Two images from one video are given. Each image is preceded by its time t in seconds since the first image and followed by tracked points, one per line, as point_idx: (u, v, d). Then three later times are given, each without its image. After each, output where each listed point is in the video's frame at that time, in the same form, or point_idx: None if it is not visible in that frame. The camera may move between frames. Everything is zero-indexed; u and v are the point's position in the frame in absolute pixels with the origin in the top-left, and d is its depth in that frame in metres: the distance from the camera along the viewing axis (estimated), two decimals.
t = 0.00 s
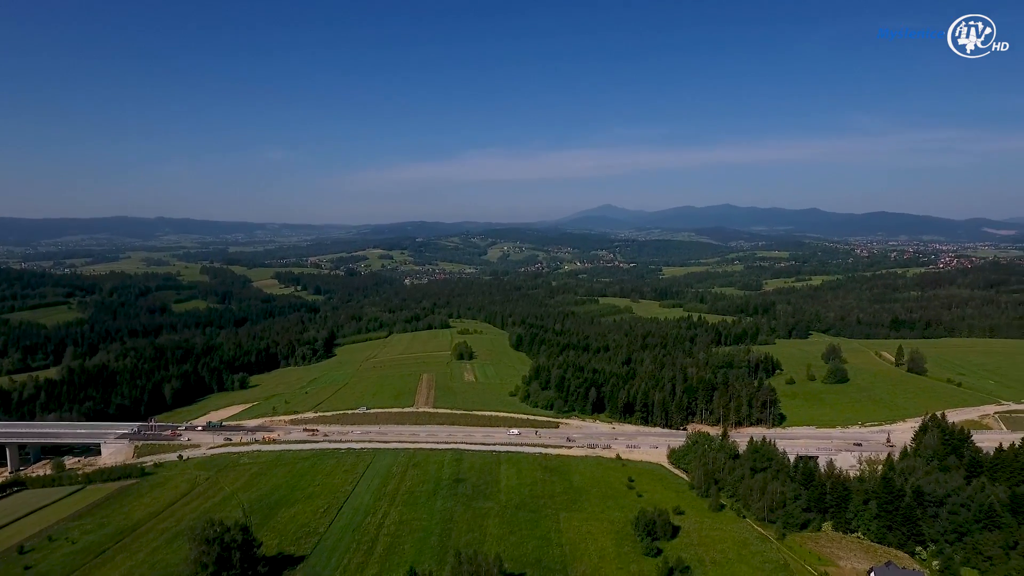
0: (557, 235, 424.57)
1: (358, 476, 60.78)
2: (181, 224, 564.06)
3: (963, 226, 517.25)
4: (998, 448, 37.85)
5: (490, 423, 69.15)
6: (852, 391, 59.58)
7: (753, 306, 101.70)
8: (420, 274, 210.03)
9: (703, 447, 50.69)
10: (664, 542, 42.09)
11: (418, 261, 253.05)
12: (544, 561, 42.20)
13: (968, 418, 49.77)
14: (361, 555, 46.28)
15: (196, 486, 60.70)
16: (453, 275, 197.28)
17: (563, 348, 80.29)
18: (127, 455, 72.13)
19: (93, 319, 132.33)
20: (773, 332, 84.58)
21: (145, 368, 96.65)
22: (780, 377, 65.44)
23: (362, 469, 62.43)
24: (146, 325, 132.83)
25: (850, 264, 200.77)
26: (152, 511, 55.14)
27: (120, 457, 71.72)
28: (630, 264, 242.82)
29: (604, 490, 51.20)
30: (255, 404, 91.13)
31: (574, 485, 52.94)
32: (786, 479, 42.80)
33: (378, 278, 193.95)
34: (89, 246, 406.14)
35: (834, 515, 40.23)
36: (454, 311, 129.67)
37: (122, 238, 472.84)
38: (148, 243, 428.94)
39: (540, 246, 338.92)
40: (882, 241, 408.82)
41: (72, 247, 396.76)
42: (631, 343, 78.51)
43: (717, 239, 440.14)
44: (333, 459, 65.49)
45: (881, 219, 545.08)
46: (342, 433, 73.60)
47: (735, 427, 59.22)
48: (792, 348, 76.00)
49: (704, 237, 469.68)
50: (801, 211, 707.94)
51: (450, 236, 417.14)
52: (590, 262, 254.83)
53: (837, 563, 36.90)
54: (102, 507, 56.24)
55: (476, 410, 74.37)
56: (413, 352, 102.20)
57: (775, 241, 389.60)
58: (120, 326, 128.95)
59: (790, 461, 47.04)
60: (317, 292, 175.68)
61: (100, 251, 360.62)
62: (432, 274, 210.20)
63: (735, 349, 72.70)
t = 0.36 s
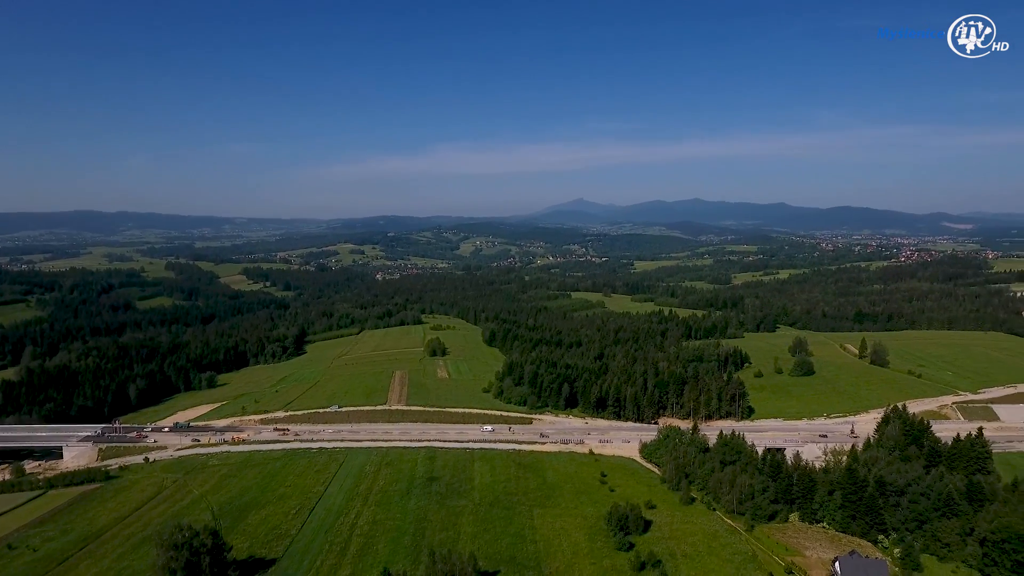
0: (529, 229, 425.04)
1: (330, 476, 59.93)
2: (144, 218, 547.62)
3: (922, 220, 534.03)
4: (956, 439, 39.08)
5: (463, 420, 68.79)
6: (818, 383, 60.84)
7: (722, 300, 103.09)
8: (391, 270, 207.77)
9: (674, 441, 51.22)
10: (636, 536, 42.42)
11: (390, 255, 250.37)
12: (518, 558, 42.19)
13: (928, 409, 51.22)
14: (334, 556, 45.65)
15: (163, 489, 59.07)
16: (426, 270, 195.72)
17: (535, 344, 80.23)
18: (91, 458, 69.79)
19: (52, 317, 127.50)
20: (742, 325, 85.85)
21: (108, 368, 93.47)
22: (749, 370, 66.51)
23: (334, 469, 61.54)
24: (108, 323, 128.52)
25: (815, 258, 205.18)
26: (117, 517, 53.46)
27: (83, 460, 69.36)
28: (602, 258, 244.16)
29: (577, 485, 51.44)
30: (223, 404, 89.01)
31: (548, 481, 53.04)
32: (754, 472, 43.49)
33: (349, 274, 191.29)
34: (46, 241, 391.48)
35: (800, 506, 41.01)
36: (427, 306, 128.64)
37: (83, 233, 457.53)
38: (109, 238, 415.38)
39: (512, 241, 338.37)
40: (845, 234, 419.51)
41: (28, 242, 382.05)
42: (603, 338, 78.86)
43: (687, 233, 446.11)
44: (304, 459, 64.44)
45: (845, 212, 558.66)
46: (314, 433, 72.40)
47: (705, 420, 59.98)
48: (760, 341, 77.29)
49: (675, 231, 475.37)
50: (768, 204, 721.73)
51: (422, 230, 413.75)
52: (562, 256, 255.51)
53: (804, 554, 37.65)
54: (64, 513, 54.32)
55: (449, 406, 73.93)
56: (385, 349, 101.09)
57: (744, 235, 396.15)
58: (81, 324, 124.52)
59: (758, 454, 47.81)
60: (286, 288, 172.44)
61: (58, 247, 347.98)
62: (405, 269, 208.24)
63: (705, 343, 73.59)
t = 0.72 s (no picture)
0: (497, 224, 424.01)
1: (297, 477, 58.77)
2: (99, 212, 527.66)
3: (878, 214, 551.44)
4: (910, 429, 40.40)
5: (432, 418, 68.22)
6: (779, 376, 62.20)
7: (687, 294, 104.48)
8: (359, 265, 204.81)
9: (641, 435, 51.75)
10: (605, 531, 42.71)
11: (357, 251, 246.73)
12: (488, 557, 42.04)
13: (884, 399, 52.82)
14: (302, 559, 44.76)
15: (123, 494, 57.07)
16: (393, 265, 193.52)
17: (504, 339, 80.05)
18: (45, 463, 66.96)
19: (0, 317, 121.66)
20: (707, 319, 87.16)
21: (63, 369, 89.59)
22: (714, 364, 67.58)
23: (301, 469, 60.36)
24: (62, 322, 123.31)
25: (777, 253, 209.86)
26: (74, 524, 51.41)
27: (37, 465, 66.53)
28: (570, 253, 245.14)
29: (546, 481, 51.56)
30: (185, 404, 86.39)
31: (518, 477, 52.99)
32: (720, 464, 44.19)
33: (314, 270, 187.68)
34: None
35: (764, 497, 41.85)
36: (394, 303, 127.17)
37: (33, 228, 438.06)
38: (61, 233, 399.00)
39: (480, 236, 337.02)
40: (806, 228, 430.34)
41: None
42: (571, 333, 79.09)
43: (654, 227, 451.92)
44: (270, 460, 63.06)
45: (806, 207, 572.88)
46: (280, 433, 70.88)
47: (671, 413, 60.72)
48: (724, 334, 78.64)
49: (642, 226, 480.28)
50: (732, 198, 735.89)
51: (390, 225, 408.85)
52: (531, 251, 255.62)
53: (767, 543, 38.45)
54: (16, 522, 51.97)
55: (418, 404, 73.26)
56: (353, 346, 99.62)
57: (708, 229, 403.50)
58: (33, 324, 119.15)
59: (723, 446, 48.60)
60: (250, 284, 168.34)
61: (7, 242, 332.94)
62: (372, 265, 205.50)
63: (671, 337, 74.46)
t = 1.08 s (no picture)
0: (465, 219, 421.75)
1: (263, 479, 57.47)
2: (49, 207, 506.07)
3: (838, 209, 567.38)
4: (868, 420, 41.62)
5: (400, 416, 67.56)
6: (743, 368, 63.37)
7: (654, 289, 105.56)
8: (325, 261, 201.27)
9: (610, 430, 52.16)
10: (574, 526, 42.90)
11: (323, 246, 242.41)
12: (459, 555, 41.79)
13: (843, 391, 54.27)
14: (269, 563, 43.72)
15: (80, 502, 54.84)
16: (360, 261, 190.79)
17: (473, 336, 79.63)
18: None
19: None
20: (674, 314, 88.24)
21: (14, 371, 85.41)
22: (680, 358, 68.45)
23: (267, 471, 59.03)
24: (11, 321, 117.66)
25: (741, 246, 214.09)
26: (27, 534, 49.14)
27: None
28: (539, 248, 245.53)
29: (516, 478, 51.54)
30: (145, 406, 83.59)
31: (487, 475, 52.89)
32: (686, 458, 44.80)
33: (279, 266, 183.68)
34: None
35: (729, 489, 42.59)
36: (362, 299, 125.38)
37: None
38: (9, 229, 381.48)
39: (448, 231, 335.03)
40: (769, 223, 440.13)
41: None
42: (540, 328, 79.14)
43: (621, 222, 456.06)
44: (235, 463, 61.50)
45: (769, 203, 585.38)
46: (245, 434, 69.23)
47: (639, 407, 61.33)
48: (690, 328, 79.77)
49: (610, 220, 483.50)
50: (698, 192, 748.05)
51: (356, 220, 402.83)
52: (499, 246, 255.23)
53: (732, 535, 39.14)
54: None
55: (386, 402, 72.47)
56: (319, 344, 97.89)
57: (674, 223, 409.19)
58: None
59: (689, 439, 49.31)
60: (211, 281, 163.78)
61: None
62: (338, 261, 202.27)
63: (639, 332, 75.14)
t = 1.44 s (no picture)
0: (433, 214, 418.30)
1: (228, 484, 55.93)
2: None
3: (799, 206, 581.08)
4: (828, 413, 42.71)
5: (368, 417, 66.66)
6: (708, 363, 64.34)
7: (621, 285, 106.34)
8: (289, 258, 197.20)
9: (578, 427, 52.40)
10: (544, 524, 42.96)
11: (287, 243, 237.42)
12: (429, 557, 41.42)
13: (804, 384, 55.59)
14: (235, 571, 42.51)
15: (34, 512, 52.45)
16: (325, 258, 187.47)
17: (441, 334, 79.00)
18: None
19: None
20: (640, 309, 89.10)
21: None
22: (647, 354, 69.14)
23: (232, 476, 57.48)
24: None
25: (705, 242, 217.69)
26: None
27: None
28: (507, 244, 245.25)
29: (485, 477, 51.36)
30: (102, 410, 80.53)
31: (457, 475, 52.57)
32: (653, 453, 45.26)
33: (242, 263, 179.23)
34: None
35: (695, 483, 43.20)
36: (328, 298, 123.22)
37: None
38: None
39: (416, 227, 332.20)
40: (732, 218, 448.26)
41: None
42: (508, 326, 78.96)
43: (588, 218, 458.70)
44: (198, 467, 59.73)
45: (734, 199, 595.64)
46: (208, 438, 67.36)
47: (607, 404, 61.70)
48: (657, 324, 80.66)
49: (578, 216, 485.05)
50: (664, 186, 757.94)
51: (321, 216, 395.77)
52: (467, 243, 254.00)
53: (698, 529, 39.70)
54: None
55: (353, 402, 71.41)
56: (284, 344, 95.84)
57: (639, 219, 413.60)
58: None
59: (656, 435, 49.82)
60: (171, 280, 158.76)
61: None
62: (303, 258, 198.33)
63: (606, 328, 75.58)
